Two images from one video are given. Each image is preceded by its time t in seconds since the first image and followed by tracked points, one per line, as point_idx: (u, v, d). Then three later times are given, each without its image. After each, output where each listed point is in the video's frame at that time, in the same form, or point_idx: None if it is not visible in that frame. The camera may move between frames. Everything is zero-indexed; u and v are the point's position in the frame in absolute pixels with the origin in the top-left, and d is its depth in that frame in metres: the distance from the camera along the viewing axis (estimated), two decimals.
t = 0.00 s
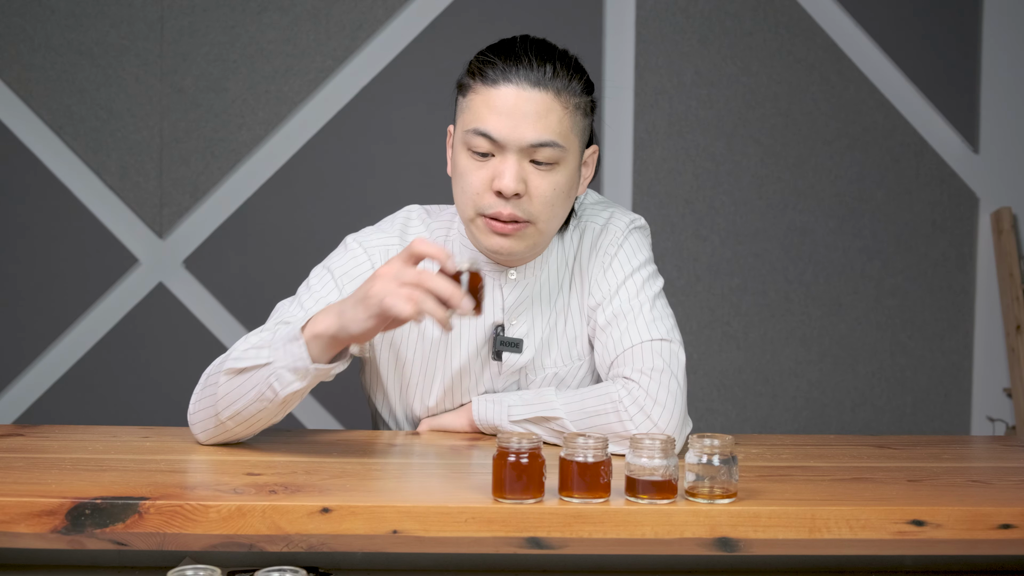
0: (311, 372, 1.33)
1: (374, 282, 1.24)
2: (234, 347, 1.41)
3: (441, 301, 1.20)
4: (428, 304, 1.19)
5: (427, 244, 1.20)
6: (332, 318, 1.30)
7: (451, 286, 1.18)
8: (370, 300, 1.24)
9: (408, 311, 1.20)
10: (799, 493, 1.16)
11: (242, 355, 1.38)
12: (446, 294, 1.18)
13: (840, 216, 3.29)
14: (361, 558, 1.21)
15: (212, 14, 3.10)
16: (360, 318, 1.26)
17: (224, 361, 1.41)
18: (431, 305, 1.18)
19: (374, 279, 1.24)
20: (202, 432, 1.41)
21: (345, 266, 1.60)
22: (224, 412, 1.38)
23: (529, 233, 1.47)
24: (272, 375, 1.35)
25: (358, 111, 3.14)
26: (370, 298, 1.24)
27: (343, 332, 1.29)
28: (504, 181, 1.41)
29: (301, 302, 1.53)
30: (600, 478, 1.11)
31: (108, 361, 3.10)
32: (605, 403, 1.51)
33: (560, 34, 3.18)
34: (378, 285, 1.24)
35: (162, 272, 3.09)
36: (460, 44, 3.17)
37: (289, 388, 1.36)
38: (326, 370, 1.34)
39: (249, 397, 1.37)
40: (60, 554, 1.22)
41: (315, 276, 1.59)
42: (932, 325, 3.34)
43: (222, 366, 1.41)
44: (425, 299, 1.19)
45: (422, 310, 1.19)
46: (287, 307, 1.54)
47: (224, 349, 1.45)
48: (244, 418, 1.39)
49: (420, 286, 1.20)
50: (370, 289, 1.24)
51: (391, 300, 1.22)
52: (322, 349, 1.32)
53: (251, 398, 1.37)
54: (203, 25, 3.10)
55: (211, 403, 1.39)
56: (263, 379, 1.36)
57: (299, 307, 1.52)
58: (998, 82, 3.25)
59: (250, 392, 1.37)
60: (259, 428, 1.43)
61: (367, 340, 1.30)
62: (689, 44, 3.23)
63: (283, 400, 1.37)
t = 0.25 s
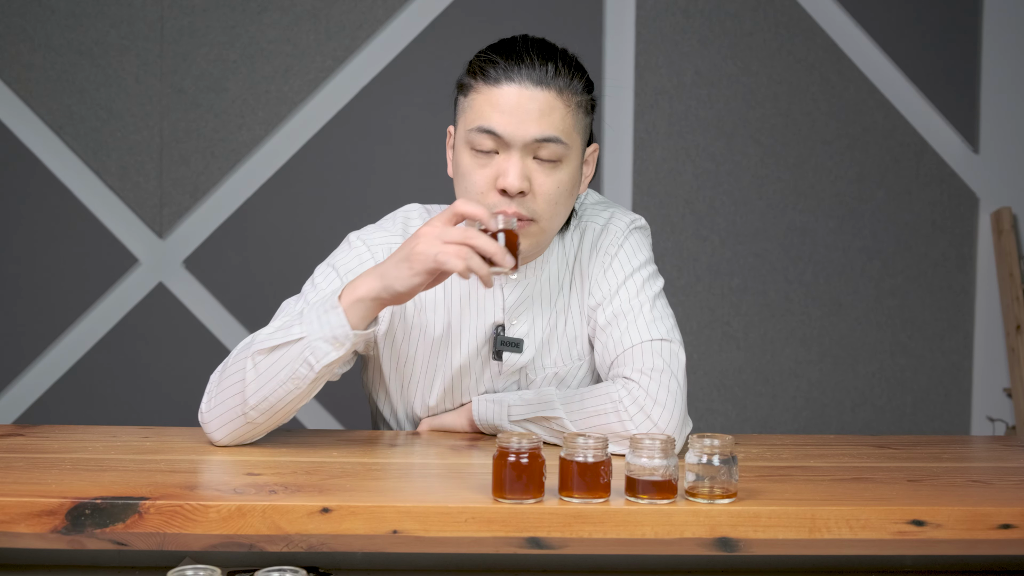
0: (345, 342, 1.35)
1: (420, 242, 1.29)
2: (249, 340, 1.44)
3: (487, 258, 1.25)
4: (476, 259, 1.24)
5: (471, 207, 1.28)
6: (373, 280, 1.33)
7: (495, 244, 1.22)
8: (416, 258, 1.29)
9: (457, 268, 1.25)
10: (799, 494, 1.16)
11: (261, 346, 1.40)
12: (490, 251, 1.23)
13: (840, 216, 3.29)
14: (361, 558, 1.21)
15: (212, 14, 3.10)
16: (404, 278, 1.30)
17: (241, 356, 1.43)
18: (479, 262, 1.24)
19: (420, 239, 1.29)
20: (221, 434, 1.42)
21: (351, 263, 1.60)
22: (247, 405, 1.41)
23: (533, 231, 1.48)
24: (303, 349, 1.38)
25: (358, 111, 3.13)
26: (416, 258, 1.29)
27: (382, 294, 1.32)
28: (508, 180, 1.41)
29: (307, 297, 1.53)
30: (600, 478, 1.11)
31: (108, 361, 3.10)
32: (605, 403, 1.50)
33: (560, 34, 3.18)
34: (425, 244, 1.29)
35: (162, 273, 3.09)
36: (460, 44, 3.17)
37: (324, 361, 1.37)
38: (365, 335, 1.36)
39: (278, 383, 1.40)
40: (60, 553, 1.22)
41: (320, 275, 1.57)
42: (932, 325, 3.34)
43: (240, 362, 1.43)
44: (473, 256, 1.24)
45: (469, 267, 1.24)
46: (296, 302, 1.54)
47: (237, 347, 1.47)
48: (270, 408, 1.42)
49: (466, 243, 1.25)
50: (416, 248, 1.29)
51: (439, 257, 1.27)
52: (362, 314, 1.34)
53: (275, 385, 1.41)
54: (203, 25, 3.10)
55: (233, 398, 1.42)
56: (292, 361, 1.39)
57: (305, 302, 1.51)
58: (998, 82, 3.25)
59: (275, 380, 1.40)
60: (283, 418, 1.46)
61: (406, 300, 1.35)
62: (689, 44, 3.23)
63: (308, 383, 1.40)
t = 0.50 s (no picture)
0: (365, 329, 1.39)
1: (437, 225, 1.35)
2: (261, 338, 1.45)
3: (503, 240, 1.34)
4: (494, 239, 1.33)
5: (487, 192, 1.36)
6: (388, 266, 1.38)
7: (511, 227, 1.32)
8: (433, 243, 1.35)
9: (478, 250, 1.33)
10: (799, 494, 1.16)
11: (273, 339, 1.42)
12: (509, 234, 1.32)
13: (840, 216, 3.30)
14: (361, 559, 1.21)
15: (212, 14, 3.10)
16: (420, 263, 1.35)
17: (253, 353, 1.44)
18: (498, 245, 1.33)
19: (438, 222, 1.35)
20: (230, 433, 1.40)
21: (352, 263, 1.60)
22: (258, 401, 1.41)
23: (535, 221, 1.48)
24: (318, 340, 1.39)
25: (358, 111, 3.13)
26: (433, 241, 1.35)
27: (398, 280, 1.38)
28: (509, 167, 1.42)
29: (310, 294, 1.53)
30: (599, 478, 1.11)
31: (108, 361, 3.10)
32: (605, 403, 1.50)
33: (560, 34, 3.18)
34: (442, 228, 1.35)
35: (162, 273, 3.09)
36: (460, 44, 3.17)
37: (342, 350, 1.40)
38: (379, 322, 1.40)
39: (293, 376, 1.41)
40: (60, 554, 1.22)
41: (322, 274, 1.57)
42: (932, 325, 3.34)
43: (251, 360, 1.44)
44: (493, 239, 1.32)
45: (487, 249, 1.33)
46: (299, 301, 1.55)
47: (246, 346, 1.48)
48: (282, 403, 1.42)
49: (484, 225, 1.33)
50: (434, 232, 1.34)
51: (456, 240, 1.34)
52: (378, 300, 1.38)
53: (289, 378, 1.41)
54: (203, 25, 3.10)
55: (244, 396, 1.42)
56: (308, 352, 1.40)
57: (309, 299, 1.51)
58: (998, 82, 3.25)
59: (288, 373, 1.41)
60: (292, 416, 1.46)
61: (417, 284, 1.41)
62: (689, 44, 3.23)
63: (322, 375, 1.41)
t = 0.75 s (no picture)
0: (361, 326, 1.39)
1: (434, 218, 1.36)
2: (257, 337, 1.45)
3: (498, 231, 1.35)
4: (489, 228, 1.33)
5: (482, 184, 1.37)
6: (384, 263, 1.39)
7: (506, 216, 1.32)
8: (428, 236, 1.36)
9: (473, 239, 1.33)
10: (799, 494, 1.16)
11: (271, 338, 1.42)
12: (504, 223, 1.33)
13: (841, 216, 3.30)
14: (361, 559, 1.21)
15: (212, 14, 3.10)
16: (416, 256, 1.37)
17: (250, 352, 1.44)
18: (494, 234, 1.33)
19: (434, 215, 1.37)
20: (229, 434, 1.40)
21: (350, 264, 1.60)
22: (257, 400, 1.41)
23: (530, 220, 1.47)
24: (317, 337, 1.40)
25: (358, 111, 3.13)
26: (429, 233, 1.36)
27: (394, 276, 1.39)
28: (505, 165, 1.42)
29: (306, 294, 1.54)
30: (600, 478, 1.10)
31: (108, 361, 3.10)
32: (605, 403, 1.50)
33: (560, 34, 3.18)
34: (438, 220, 1.36)
35: (162, 273, 3.09)
36: (460, 44, 3.17)
37: (340, 346, 1.41)
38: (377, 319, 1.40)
39: (292, 374, 1.42)
40: (60, 554, 1.22)
41: (321, 275, 1.57)
42: (932, 325, 3.34)
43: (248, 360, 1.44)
44: (489, 228, 1.32)
45: (483, 237, 1.33)
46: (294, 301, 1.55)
47: (241, 347, 1.48)
48: (281, 402, 1.42)
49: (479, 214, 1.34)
50: (428, 224, 1.36)
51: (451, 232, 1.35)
52: (375, 296, 1.39)
53: (287, 376, 1.42)
54: (203, 25, 3.10)
55: (242, 396, 1.42)
56: (307, 349, 1.41)
57: (306, 299, 1.52)
58: (998, 82, 3.25)
59: (287, 371, 1.42)
60: (291, 415, 1.47)
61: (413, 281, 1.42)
62: (689, 44, 3.23)
63: (320, 373, 1.42)
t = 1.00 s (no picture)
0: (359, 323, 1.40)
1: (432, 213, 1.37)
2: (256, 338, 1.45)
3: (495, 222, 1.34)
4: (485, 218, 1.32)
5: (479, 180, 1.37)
6: (383, 261, 1.40)
7: (502, 207, 1.32)
8: (425, 232, 1.37)
9: (469, 229, 1.32)
10: (799, 494, 1.16)
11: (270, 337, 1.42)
12: (500, 213, 1.32)
13: (841, 216, 3.30)
14: (361, 559, 1.21)
15: (212, 14, 3.10)
16: (414, 250, 1.38)
17: (249, 352, 1.45)
18: (490, 224, 1.32)
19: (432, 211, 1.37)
20: (228, 433, 1.39)
21: (349, 265, 1.60)
22: (256, 399, 1.41)
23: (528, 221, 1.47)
24: (315, 335, 1.41)
25: (358, 111, 3.13)
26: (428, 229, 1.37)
27: (393, 273, 1.39)
28: (502, 166, 1.42)
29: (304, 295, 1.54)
30: (600, 478, 1.10)
31: (108, 361, 3.10)
32: (605, 403, 1.50)
33: (560, 34, 3.18)
34: (436, 215, 1.37)
35: (161, 273, 3.09)
36: (460, 44, 3.17)
37: (338, 344, 1.41)
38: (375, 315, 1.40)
39: (291, 373, 1.42)
40: (60, 554, 1.22)
41: (320, 275, 1.57)
42: (932, 325, 3.34)
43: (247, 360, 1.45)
44: (485, 219, 1.32)
45: (479, 228, 1.32)
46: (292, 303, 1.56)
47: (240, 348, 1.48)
48: (280, 400, 1.42)
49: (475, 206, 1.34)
50: (424, 219, 1.37)
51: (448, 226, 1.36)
52: (373, 293, 1.39)
53: (287, 375, 1.42)
54: (203, 25, 3.10)
55: (241, 396, 1.42)
56: (305, 348, 1.41)
57: (304, 299, 1.52)
58: (998, 81, 3.25)
59: (286, 370, 1.42)
60: (290, 414, 1.47)
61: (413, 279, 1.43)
62: (689, 44, 3.23)
63: (320, 371, 1.42)
